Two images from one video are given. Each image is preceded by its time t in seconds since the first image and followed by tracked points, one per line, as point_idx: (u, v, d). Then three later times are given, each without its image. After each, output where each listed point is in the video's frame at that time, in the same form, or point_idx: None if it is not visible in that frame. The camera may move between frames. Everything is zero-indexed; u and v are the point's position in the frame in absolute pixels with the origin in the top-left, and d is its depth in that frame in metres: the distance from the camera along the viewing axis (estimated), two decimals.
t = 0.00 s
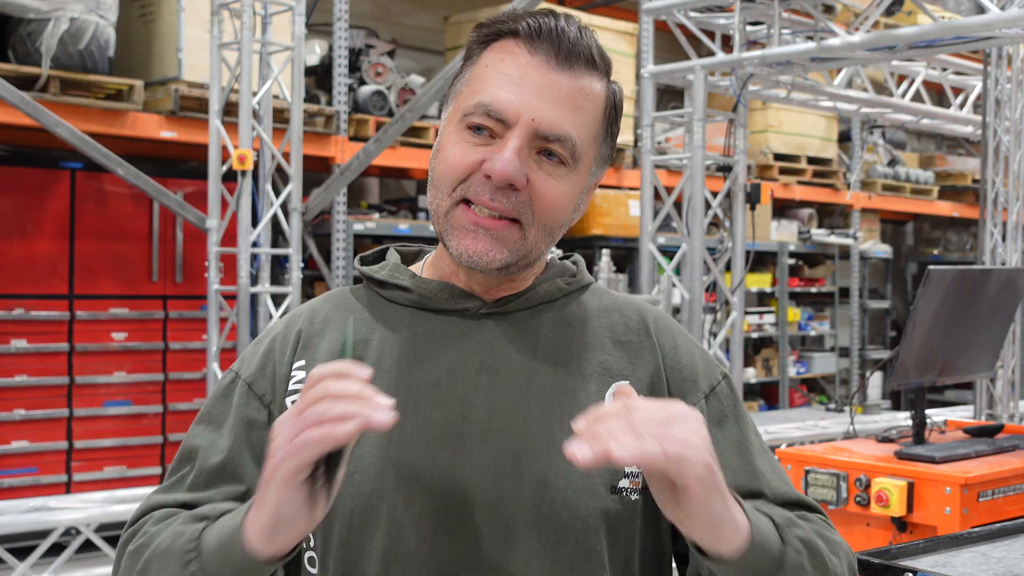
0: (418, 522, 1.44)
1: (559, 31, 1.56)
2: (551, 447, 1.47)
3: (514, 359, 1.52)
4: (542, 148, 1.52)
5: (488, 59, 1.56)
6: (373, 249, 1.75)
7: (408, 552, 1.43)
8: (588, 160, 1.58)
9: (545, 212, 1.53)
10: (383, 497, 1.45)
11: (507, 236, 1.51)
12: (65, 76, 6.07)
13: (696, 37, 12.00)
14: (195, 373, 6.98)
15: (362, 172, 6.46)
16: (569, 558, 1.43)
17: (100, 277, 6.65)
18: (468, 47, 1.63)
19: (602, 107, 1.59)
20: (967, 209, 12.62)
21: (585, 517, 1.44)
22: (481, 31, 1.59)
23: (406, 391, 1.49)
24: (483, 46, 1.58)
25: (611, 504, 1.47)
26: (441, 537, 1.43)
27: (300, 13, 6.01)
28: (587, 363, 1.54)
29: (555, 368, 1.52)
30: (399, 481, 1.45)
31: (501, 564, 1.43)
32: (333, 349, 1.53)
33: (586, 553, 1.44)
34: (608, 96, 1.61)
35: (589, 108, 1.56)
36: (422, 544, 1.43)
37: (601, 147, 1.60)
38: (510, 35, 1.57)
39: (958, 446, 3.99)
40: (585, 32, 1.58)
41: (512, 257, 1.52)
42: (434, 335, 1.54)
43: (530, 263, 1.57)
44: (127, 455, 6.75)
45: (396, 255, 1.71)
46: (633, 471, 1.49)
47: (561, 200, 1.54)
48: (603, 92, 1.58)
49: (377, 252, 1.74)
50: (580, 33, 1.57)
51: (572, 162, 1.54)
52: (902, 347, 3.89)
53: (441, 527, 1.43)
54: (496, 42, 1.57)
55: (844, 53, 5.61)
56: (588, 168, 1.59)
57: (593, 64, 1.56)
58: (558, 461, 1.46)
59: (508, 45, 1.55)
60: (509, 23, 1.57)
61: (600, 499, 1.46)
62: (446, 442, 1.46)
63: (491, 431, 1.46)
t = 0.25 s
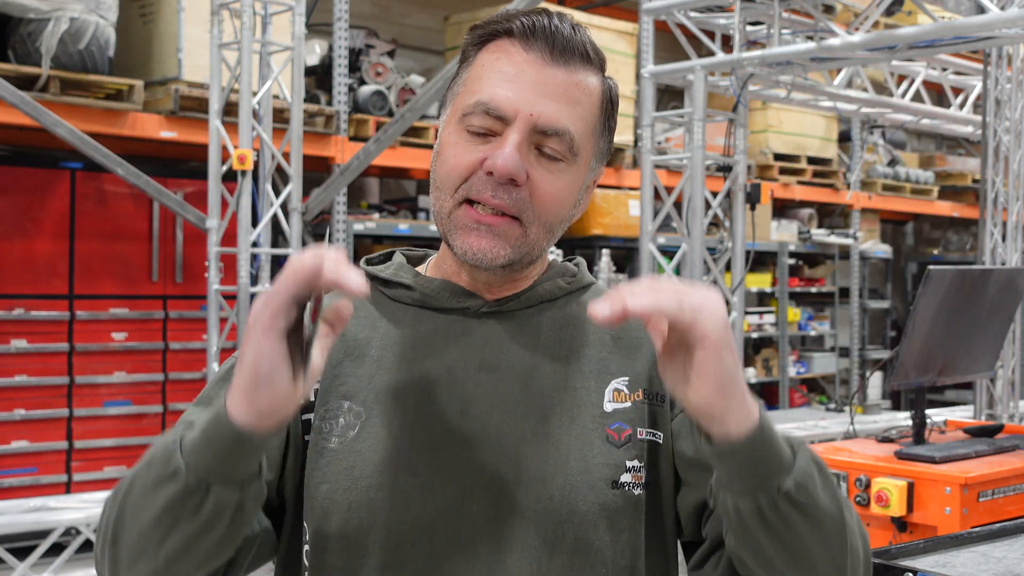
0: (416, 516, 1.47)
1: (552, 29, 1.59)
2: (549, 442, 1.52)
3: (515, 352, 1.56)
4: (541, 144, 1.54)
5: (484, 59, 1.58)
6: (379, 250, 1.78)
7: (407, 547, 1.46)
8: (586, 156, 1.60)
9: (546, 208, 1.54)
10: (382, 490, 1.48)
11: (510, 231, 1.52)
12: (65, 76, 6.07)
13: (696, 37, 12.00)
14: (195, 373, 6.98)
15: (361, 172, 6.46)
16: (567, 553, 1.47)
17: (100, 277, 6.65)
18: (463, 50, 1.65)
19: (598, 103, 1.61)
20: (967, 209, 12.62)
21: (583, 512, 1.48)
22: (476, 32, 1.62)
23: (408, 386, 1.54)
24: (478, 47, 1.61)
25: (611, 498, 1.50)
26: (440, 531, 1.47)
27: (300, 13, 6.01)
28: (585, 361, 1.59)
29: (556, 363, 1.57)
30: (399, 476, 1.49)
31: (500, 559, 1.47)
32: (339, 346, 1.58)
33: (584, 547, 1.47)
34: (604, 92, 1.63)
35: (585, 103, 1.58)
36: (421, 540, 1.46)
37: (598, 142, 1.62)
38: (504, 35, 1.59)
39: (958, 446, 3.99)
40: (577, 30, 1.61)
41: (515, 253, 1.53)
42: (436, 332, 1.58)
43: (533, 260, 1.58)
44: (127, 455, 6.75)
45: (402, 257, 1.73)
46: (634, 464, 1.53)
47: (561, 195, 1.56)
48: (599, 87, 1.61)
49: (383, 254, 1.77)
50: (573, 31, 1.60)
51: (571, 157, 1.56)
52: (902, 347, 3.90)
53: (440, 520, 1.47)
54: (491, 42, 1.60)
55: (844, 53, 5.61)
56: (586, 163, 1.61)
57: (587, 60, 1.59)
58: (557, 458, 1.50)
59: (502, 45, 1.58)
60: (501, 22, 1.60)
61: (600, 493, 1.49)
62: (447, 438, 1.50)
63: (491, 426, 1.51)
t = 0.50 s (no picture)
0: (418, 500, 1.53)
1: (542, 29, 1.61)
2: (546, 429, 1.58)
3: (515, 345, 1.62)
4: (535, 142, 1.56)
5: (476, 61, 1.60)
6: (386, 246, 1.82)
7: (409, 530, 1.53)
8: (580, 152, 1.61)
9: (542, 205, 1.56)
10: (382, 475, 1.53)
11: (508, 228, 1.55)
12: (65, 76, 6.07)
13: (696, 37, 11.99)
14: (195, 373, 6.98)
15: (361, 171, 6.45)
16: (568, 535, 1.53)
17: (100, 277, 6.65)
18: (455, 52, 1.67)
19: (590, 99, 1.63)
20: (967, 209, 12.62)
21: (581, 497, 1.54)
22: (467, 34, 1.64)
23: (410, 373, 1.60)
24: (469, 50, 1.63)
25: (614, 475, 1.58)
26: (441, 515, 1.53)
27: (300, 13, 6.00)
28: (581, 349, 1.65)
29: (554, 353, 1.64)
30: (401, 459, 1.54)
31: (499, 544, 1.52)
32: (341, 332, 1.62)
33: (585, 528, 1.54)
34: (595, 89, 1.65)
35: (577, 100, 1.60)
36: (422, 523, 1.53)
37: (592, 138, 1.64)
38: (494, 36, 1.61)
39: (958, 446, 4.00)
40: (567, 28, 1.63)
41: (513, 250, 1.56)
42: (439, 324, 1.63)
43: (532, 258, 1.61)
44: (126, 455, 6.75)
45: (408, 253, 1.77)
46: (634, 441, 1.61)
47: (557, 191, 1.58)
48: (590, 84, 1.63)
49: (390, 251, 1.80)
50: (562, 30, 1.62)
51: (566, 154, 1.58)
52: (902, 347, 3.89)
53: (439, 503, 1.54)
54: (481, 44, 1.62)
55: (844, 53, 5.61)
56: (581, 160, 1.63)
57: (577, 58, 1.61)
58: (553, 438, 1.58)
59: (493, 46, 1.60)
60: (491, 23, 1.62)
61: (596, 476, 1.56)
62: (448, 424, 1.57)
63: (491, 415, 1.58)
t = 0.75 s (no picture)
0: (416, 501, 1.53)
1: (538, 26, 1.62)
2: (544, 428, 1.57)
3: (512, 340, 1.62)
4: (531, 138, 1.56)
5: (472, 56, 1.61)
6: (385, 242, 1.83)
7: (405, 531, 1.52)
8: (576, 148, 1.62)
9: (538, 201, 1.56)
10: (379, 479, 1.53)
11: (505, 223, 1.55)
12: (65, 76, 6.07)
13: (696, 38, 12.00)
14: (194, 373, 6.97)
15: (361, 171, 6.45)
16: (568, 537, 1.52)
17: (100, 277, 6.65)
18: (450, 49, 1.68)
19: (586, 96, 1.64)
20: (967, 209, 12.62)
21: (580, 498, 1.53)
22: (462, 30, 1.65)
23: (405, 374, 1.59)
24: (464, 47, 1.64)
25: (614, 476, 1.56)
26: (437, 515, 1.53)
27: (300, 13, 6.01)
28: (578, 346, 1.65)
29: (550, 349, 1.63)
30: (401, 461, 1.54)
31: (498, 546, 1.52)
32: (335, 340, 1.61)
33: (585, 529, 1.53)
34: (591, 86, 1.66)
35: (573, 96, 1.61)
36: (418, 524, 1.52)
37: (587, 135, 1.65)
38: (490, 33, 1.62)
39: (958, 446, 4.00)
40: (562, 25, 1.64)
41: (509, 246, 1.56)
42: (435, 321, 1.63)
43: (528, 255, 1.61)
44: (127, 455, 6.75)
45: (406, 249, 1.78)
46: (636, 440, 1.59)
47: (554, 188, 1.58)
48: (586, 81, 1.64)
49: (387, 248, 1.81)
50: (558, 27, 1.63)
51: (562, 150, 1.59)
52: (902, 347, 3.89)
53: (435, 505, 1.53)
54: (477, 40, 1.63)
55: (844, 53, 5.61)
56: (576, 157, 1.63)
57: (572, 55, 1.62)
58: (550, 438, 1.57)
59: (488, 42, 1.61)
60: (486, 20, 1.63)
61: (596, 478, 1.55)
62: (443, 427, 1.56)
63: (488, 416, 1.57)
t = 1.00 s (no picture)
0: (412, 522, 1.44)
1: (532, 15, 1.61)
2: (545, 446, 1.48)
3: (514, 350, 1.54)
4: (531, 127, 1.56)
5: (467, 50, 1.61)
6: (373, 247, 1.81)
7: (400, 550, 1.44)
8: (576, 136, 1.62)
9: (540, 191, 1.56)
10: (377, 495, 1.46)
11: (507, 215, 1.54)
12: (65, 76, 6.07)
13: (696, 37, 12.01)
14: (195, 373, 6.98)
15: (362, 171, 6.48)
16: (565, 561, 1.43)
17: (100, 277, 6.65)
18: (444, 44, 1.68)
19: (583, 84, 1.63)
20: (967, 209, 12.63)
21: (582, 516, 1.44)
22: (455, 25, 1.65)
23: (400, 388, 1.53)
24: (458, 40, 1.64)
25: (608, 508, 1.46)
26: (435, 537, 1.44)
27: (300, 13, 6.00)
28: (580, 360, 1.55)
29: (549, 358, 1.54)
30: (392, 480, 1.47)
31: (494, 565, 1.42)
32: (331, 356, 1.57)
33: (584, 552, 1.44)
34: (589, 76, 1.65)
35: (571, 85, 1.60)
36: (416, 543, 1.44)
37: (587, 124, 1.64)
38: (484, 24, 1.62)
39: (958, 446, 3.99)
40: (556, 15, 1.63)
41: (513, 238, 1.55)
42: (430, 332, 1.57)
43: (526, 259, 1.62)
44: (127, 454, 6.76)
45: (396, 253, 1.76)
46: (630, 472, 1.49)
47: (554, 177, 1.58)
48: (583, 70, 1.63)
49: (378, 249, 1.79)
50: (552, 15, 1.63)
51: (561, 137, 1.58)
52: (902, 347, 3.89)
53: (436, 525, 1.44)
54: (471, 33, 1.63)
55: (844, 53, 5.61)
56: (577, 147, 1.63)
57: (568, 42, 1.62)
58: (551, 452, 1.47)
59: (483, 33, 1.61)
60: (480, 11, 1.62)
61: (598, 500, 1.45)
62: (442, 441, 1.48)
63: (485, 433, 1.48)
